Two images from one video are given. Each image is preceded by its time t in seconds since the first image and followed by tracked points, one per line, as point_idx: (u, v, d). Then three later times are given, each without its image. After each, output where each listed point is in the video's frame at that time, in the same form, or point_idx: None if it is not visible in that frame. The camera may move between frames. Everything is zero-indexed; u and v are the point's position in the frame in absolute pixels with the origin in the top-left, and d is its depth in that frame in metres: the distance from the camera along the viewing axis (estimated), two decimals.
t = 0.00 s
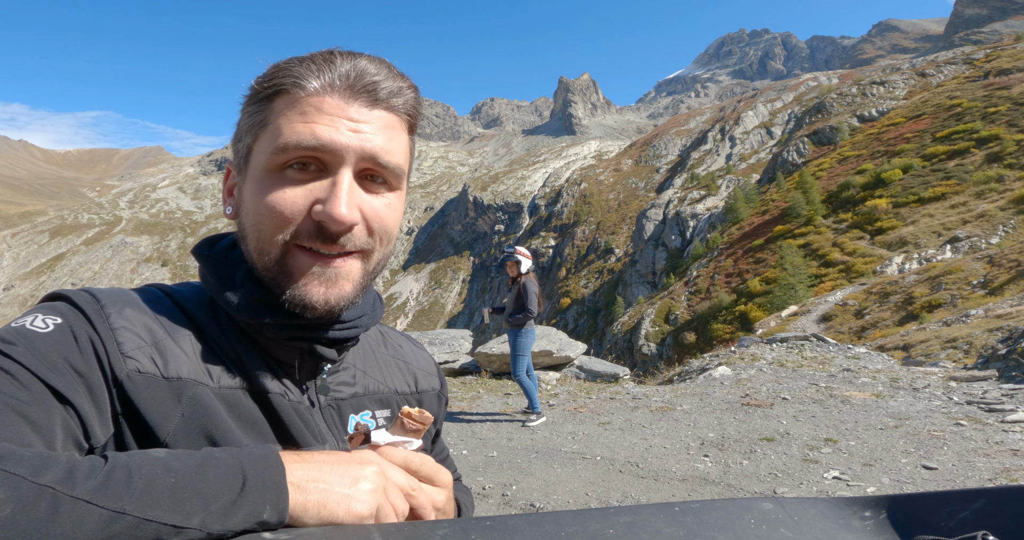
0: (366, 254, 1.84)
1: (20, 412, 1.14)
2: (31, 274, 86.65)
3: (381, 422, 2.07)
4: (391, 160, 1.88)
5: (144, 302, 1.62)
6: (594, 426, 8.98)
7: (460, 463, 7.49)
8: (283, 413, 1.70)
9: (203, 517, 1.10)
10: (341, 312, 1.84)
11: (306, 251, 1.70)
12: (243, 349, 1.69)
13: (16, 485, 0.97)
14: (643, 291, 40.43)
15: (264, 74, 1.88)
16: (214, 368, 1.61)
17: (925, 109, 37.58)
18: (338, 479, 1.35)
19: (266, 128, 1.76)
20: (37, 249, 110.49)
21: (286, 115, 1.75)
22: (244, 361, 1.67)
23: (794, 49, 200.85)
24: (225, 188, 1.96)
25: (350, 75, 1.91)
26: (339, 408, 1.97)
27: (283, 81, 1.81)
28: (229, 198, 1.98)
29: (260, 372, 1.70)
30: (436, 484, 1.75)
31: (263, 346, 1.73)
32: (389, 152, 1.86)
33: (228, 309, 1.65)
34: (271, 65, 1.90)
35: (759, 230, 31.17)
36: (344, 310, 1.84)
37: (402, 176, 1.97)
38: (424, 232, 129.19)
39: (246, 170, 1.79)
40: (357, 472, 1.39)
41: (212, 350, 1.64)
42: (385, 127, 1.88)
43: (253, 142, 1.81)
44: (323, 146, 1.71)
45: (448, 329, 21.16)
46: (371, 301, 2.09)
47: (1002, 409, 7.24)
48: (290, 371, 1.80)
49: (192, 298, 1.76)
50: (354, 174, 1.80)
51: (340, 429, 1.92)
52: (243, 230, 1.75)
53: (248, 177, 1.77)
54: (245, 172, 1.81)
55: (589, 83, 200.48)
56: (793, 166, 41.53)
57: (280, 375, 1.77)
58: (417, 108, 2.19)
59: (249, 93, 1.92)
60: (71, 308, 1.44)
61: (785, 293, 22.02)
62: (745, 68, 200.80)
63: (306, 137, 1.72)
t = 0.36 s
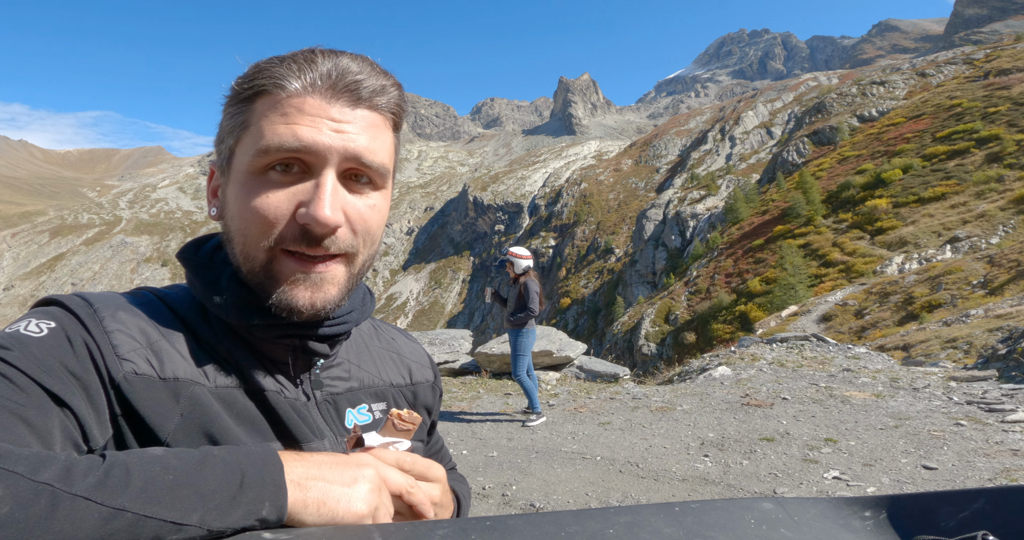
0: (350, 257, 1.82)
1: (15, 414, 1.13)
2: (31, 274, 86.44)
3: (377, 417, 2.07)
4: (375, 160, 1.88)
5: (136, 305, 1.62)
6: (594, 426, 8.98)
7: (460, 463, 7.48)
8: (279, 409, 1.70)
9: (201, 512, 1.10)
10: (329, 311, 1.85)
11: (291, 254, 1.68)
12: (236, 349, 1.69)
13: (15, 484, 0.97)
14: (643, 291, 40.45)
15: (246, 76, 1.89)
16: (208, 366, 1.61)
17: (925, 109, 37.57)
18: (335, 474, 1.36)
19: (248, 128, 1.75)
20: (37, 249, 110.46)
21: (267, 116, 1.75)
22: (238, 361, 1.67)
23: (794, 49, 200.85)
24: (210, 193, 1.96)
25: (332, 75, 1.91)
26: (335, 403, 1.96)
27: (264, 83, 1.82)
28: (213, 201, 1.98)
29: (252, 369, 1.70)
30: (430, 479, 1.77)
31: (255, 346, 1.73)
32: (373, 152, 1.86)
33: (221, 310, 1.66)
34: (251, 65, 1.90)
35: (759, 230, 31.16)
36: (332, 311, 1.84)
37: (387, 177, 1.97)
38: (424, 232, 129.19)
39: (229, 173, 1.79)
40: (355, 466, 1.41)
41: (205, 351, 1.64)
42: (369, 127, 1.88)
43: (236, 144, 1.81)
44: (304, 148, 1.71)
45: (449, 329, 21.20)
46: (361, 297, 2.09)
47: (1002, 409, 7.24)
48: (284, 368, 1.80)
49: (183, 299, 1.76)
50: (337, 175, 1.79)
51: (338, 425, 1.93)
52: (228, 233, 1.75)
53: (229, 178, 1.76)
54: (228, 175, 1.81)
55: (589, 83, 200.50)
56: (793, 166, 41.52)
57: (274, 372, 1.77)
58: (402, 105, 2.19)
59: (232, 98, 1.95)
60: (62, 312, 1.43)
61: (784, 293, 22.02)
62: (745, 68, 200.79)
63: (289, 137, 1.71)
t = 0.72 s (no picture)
0: (351, 258, 1.82)
1: (13, 414, 1.13)
2: (30, 273, 86.42)
3: (375, 417, 2.07)
4: (377, 161, 1.89)
5: (135, 306, 1.62)
6: (593, 426, 8.98)
7: (460, 463, 7.48)
8: (277, 409, 1.70)
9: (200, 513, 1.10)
10: (330, 310, 1.86)
11: (293, 256, 1.68)
12: (234, 350, 1.68)
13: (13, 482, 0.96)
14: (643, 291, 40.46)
15: (248, 76, 1.89)
16: (209, 366, 1.62)
17: (924, 109, 37.58)
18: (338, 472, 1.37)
19: (249, 125, 1.76)
20: (36, 249, 110.35)
21: (269, 116, 1.74)
22: (238, 362, 1.68)
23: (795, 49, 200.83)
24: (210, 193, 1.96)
25: (335, 75, 1.92)
26: (334, 404, 1.96)
27: (266, 82, 1.81)
28: (213, 199, 1.97)
29: (249, 370, 1.69)
30: (429, 480, 1.77)
31: (254, 347, 1.73)
32: (375, 152, 1.86)
33: (219, 310, 1.66)
34: (253, 65, 1.91)
35: (759, 230, 31.17)
36: (331, 311, 1.85)
37: (389, 177, 1.97)
38: (424, 232, 129.22)
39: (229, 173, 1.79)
40: (356, 464, 1.42)
41: (204, 352, 1.64)
42: (371, 128, 1.89)
43: (236, 144, 1.80)
44: (306, 148, 1.71)
45: (448, 329, 21.21)
46: (361, 298, 2.10)
47: (1002, 409, 7.24)
48: (283, 368, 1.80)
49: (181, 301, 1.75)
50: (339, 175, 1.79)
51: (337, 426, 1.93)
52: (227, 233, 1.74)
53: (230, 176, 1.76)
54: (229, 175, 1.81)
55: (589, 83, 200.50)
56: (793, 166, 41.52)
57: (273, 373, 1.78)
58: (404, 107, 2.20)
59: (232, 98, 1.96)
60: (62, 313, 1.43)
61: (785, 293, 22.02)
62: (745, 68, 200.80)
63: (293, 136, 1.71)
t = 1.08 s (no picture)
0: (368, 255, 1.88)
1: (15, 413, 1.14)
2: (30, 274, 86.54)
3: (372, 413, 2.05)
4: (388, 161, 1.91)
5: (134, 306, 1.62)
6: (593, 426, 8.99)
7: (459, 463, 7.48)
8: (275, 405, 1.71)
9: (199, 513, 1.10)
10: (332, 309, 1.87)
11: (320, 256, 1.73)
12: (234, 349, 1.68)
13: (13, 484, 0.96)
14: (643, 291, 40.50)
15: (257, 75, 1.83)
16: (208, 365, 1.62)
17: (925, 109, 37.55)
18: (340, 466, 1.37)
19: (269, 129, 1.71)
20: (37, 249, 110.47)
21: (288, 121, 1.71)
22: (239, 363, 1.68)
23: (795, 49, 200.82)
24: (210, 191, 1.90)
25: (343, 77, 1.89)
26: (331, 400, 1.95)
27: (278, 84, 1.77)
28: (213, 198, 1.91)
29: (248, 369, 1.69)
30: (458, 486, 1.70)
31: (254, 346, 1.73)
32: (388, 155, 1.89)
33: (221, 309, 1.65)
34: (262, 63, 1.84)
35: (759, 230, 31.17)
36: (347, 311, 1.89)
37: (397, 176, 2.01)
38: (424, 232, 129.16)
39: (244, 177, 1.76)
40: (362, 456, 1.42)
41: (204, 349, 1.64)
42: (381, 129, 1.90)
43: (249, 146, 1.75)
44: (330, 154, 1.71)
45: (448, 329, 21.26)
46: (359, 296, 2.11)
47: (1002, 409, 7.24)
48: (283, 368, 1.80)
49: (178, 301, 1.75)
50: (358, 177, 1.81)
51: (333, 421, 1.91)
52: (246, 234, 1.74)
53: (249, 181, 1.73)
54: (242, 178, 1.77)
55: (589, 83, 200.47)
56: (794, 166, 41.53)
57: (271, 370, 1.78)
58: (400, 106, 2.20)
59: (230, 92, 1.87)
60: (60, 315, 1.43)
61: (785, 293, 22.03)
62: (745, 68, 200.79)
63: (317, 142, 1.70)
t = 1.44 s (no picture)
0: (333, 245, 1.80)
1: (23, 410, 1.13)
2: (31, 274, 86.66)
3: (368, 409, 2.05)
4: (351, 148, 1.87)
5: (135, 305, 1.61)
6: (593, 426, 8.99)
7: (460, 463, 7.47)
8: (275, 402, 1.71)
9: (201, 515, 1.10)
10: (315, 302, 1.86)
11: (275, 242, 1.67)
12: (232, 345, 1.69)
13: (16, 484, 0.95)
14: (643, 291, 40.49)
15: (224, 79, 1.91)
16: (207, 362, 1.62)
17: (925, 109, 37.56)
18: (353, 444, 1.33)
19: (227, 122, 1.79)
20: (37, 248, 110.44)
21: (243, 113, 1.76)
22: (240, 358, 1.69)
23: (795, 49, 200.82)
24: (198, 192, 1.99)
25: (306, 71, 1.92)
26: (329, 396, 1.95)
27: (240, 83, 1.83)
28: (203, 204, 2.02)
29: (248, 365, 1.70)
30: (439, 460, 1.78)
31: (253, 342, 1.74)
32: (348, 141, 1.86)
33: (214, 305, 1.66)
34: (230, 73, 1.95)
35: (759, 230, 31.18)
36: (315, 301, 1.84)
37: (368, 164, 1.97)
38: (425, 232, 129.14)
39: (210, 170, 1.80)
40: (383, 437, 1.39)
41: (202, 349, 1.64)
42: (346, 118, 1.89)
43: (218, 143, 1.83)
44: (280, 142, 1.72)
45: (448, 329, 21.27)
46: (350, 290, 2.10)
47: (1002, 409, 7.24)
48: (281, 363, 1.81)
49: (179, 300, 1.76)
50: (314, 163, 1.79)
51: (332, 417, 1.91)
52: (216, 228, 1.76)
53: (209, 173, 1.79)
54: (212, 174, 1.83)
55: (589, 83, 200.45)
56: (793, 166, 41.51)
57: (270, 367, 1.78)
58: (379, 99, 2.20)
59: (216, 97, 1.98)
60: (65, 312, 1.43)
61: (785, 293, 22.04)
62: (745, 68, 200.79)
63: (265, 130, 1.72)
